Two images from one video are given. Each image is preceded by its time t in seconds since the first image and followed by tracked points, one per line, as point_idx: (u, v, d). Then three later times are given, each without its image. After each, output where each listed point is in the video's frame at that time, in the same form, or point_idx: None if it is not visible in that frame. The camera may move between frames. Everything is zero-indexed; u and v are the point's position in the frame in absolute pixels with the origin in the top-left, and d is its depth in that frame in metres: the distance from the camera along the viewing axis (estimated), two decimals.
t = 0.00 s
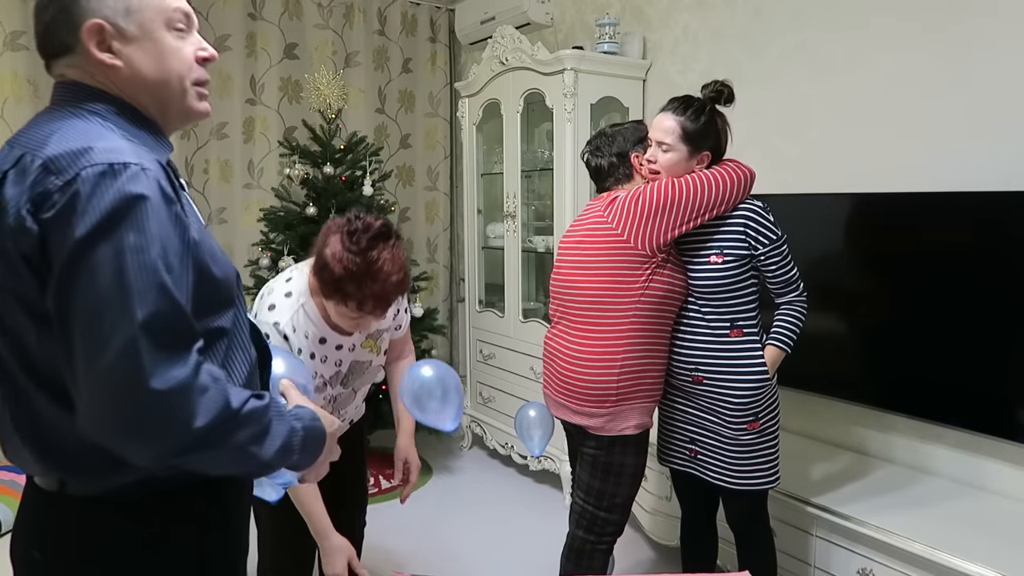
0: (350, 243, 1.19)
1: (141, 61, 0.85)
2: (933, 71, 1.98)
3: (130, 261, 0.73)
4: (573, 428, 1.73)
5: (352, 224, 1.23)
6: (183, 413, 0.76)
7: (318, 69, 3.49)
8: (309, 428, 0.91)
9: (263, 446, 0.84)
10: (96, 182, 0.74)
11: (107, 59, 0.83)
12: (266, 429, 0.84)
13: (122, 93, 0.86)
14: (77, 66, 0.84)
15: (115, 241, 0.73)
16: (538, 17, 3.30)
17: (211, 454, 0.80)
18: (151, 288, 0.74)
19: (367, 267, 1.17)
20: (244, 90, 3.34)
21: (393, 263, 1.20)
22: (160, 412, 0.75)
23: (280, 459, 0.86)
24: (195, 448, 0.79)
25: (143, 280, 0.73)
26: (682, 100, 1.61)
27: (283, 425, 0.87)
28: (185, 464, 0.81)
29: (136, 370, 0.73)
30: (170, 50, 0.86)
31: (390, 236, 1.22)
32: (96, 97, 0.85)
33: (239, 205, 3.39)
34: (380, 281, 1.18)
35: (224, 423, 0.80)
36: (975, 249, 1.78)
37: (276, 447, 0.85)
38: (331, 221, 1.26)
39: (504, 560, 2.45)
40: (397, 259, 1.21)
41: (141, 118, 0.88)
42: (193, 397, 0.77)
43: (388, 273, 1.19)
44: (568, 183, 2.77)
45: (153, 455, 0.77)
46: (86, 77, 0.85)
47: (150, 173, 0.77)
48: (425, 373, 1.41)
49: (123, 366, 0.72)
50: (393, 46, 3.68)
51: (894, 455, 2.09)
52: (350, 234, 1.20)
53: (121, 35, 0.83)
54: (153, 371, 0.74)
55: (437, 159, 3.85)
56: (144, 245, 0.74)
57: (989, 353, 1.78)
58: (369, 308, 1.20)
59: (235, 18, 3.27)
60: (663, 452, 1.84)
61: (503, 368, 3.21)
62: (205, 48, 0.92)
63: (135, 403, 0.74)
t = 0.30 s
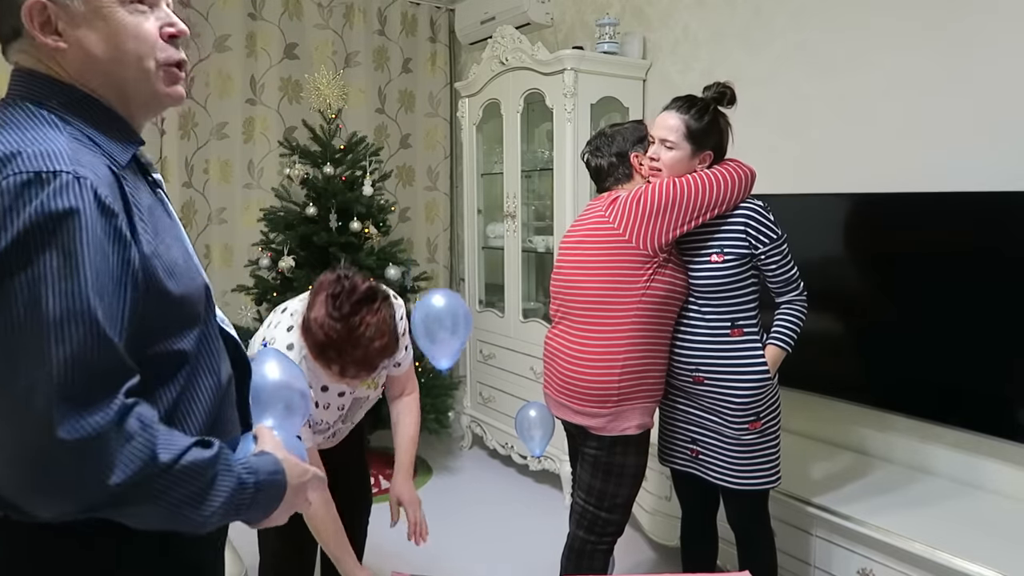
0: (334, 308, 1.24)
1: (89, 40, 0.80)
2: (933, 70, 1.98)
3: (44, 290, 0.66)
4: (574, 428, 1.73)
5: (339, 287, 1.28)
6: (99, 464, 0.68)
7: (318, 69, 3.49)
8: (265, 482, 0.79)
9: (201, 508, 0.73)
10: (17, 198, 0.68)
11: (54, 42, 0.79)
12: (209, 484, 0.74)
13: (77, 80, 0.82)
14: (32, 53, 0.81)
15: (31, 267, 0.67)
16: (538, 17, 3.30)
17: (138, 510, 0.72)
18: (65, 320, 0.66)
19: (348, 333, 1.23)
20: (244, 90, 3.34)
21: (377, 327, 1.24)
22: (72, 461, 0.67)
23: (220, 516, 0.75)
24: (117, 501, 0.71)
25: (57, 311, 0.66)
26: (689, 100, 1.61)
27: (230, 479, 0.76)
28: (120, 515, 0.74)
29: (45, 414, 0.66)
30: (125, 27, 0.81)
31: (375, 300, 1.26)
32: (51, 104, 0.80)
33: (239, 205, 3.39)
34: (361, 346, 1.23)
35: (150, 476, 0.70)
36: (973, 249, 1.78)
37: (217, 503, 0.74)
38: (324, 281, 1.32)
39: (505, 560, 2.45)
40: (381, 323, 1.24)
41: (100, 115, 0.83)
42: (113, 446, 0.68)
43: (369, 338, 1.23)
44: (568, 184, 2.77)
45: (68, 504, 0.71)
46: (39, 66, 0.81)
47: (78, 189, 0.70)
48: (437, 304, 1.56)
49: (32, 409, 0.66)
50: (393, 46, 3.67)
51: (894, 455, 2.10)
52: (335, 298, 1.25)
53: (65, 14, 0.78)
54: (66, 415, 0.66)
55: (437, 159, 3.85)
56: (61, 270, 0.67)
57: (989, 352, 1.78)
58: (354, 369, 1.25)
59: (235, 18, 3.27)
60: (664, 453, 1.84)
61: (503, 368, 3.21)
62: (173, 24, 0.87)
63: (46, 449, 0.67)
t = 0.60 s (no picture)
0: (304, 353, 1.21)
1: (146, 67, 0.80)
2: (933, 68, 1.98)
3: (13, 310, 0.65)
4: (576, 428, 1.73)
5: (312, 327, 1.25)
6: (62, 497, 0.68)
7: (318, 69, 3.49)
8: (230, 518, 0.81)
9: (165, 543, 0.75)
10: None
11: (113, 52, 0.78)
12: (173, 521, 0.76)
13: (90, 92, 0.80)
14: (65, 38, 0.77)
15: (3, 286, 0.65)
16: (538, 17, 3.30)
17: (97, 543, 0.73)
18: (40, 342, 0.65)
19: (318, 378, 1.20)
20: (244, 90, 3.34)
21: (350, 370, 1.21)
22: (33, 491, 0.67)
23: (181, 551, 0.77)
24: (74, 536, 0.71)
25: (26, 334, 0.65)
26: (694, 99, 1.60)
27: (196, 515, 0.78)
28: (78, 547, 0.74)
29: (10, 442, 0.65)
30: (176, 73, 0.83)
31: (348, 342, 1.23)
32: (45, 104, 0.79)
33: (239, 205, 3.39)
34: (333, 391, 1.20)
35: (113, 510, 0.71)
36: (970, 249, 1.79)
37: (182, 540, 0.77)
38: (300, 322, 1.30)
39: (505, 559, 2.45)
40: (352, 365, 1.21)
41: (101, 128, 0.82)
42: (79, 479, 0.69)
43: (342, 382, 1.20)
44: (568, 184, 2.77)
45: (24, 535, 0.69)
46: (65, 57, 0.78)
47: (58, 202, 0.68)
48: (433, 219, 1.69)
49: None
50: (393, 46, 3.67)
51: (894, 455, 2.10)
52: (306, 340, 1.23)
53: (138, 37, 0.78)
54: (30, 444, 0.66)
55: (437, 159, 3.84)
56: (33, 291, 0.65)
57: (989, 352, 1.78)
58: (329, 413, 1.23)
59: (235, 18, 3.27)
60: (665, 453, 1.84)
61: (503, 368, 3.21)
62: (205, 87, 0.90)
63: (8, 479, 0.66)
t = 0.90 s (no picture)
0: (273, 382, 1.12)
1: (180, 97, 0.90)
2: (934, 68, 1.98)
3: (60, 292, 0.70)
4: (576, 428, 1.73)
5: (285, 353, 1.15)
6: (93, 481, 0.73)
7: (317, 69, 3.49)
8: (219, 535, 0.88)
9: (169, 543, 0.81)
10: (38, 193, 0.71)
11: (155, 78, 0.87)
12: (178, 521, 0.82)
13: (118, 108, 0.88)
14: (109, 58, 0.85)
15: (49, 270, 0.70)
16: (538, 17, 3.30)
17: (105, 537, 0.76)
18: (85, 324, 0.71)
19: (286, 411, 1.10)
20: (244, 90, 3.34)
21: (320, 402, 1.11)
22: (66, 471, 0.71)
23: (178, 557, 0.82)
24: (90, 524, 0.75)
25: (73, 315, 0.70)
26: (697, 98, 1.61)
27: (196, 521, 0.84)
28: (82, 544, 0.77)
29: (52, 423, 0.70)
30: (198, 106, 0.93)
31: (320, 372, 1.12)
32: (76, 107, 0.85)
33: (239, 205, 3.39)
34: (303, 423, 1.11)
35: (131, 503, 0.76)
36: (964, 250, 1.80)
37: (178, 543, 0.82)
38: (276, 342, 1.20)
39: (505, 559, 2.46)
40: (323, 398, 1.11)
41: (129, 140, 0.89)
42: (108, 465, 0.74)
43: (312, 415, 1.10)
44: (568, 184, 2.77)
45: (44, 517, 0.73)
46: (104, 73, 0.86)
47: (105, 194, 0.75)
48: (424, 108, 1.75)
49: (39, 412, 0.69)
50: (393, 46, 3.68)
51: (895, 455, 2.10)
52: (275, 370, 1.12)
53: (179, 69, 0.89)
54: (72, 425, 0.71)
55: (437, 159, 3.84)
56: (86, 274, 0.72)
57: (989, 352, 1.78)
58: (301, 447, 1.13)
59: (235, 18, 3.27)
60: (665, 453, 1.84)
61: (503, 368, 3.21)
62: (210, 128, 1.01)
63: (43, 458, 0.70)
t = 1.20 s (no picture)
0: (268, 412, 1.12)
1: (165, 106, 0.99)
2: (934, 67, 1.98)
3: (95, 285, 0.83)
4: (576, 429, 1.73)
5: (279, 380, 1.15)
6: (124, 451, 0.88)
7: (317, 69, 3.49)
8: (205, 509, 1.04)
9: (174, 510, 0.96)
10: (68, 200, 0.83)
11: (143, 88, 0.96)
12: (177, 496, 0.97)
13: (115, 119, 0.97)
14: (101, 70, 0.94)
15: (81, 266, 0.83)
16: (538, 17, 3.30)
17: (122, 507, 0.91)
18: (116, 314, 0.86)
19: (284, 439, 1.11)
20: (244, 89, 3.34)
21: (316, 428, 1.11)
22: (103, 442, 0.85)
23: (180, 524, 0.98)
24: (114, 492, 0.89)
25: (106, 306, 0.84)
26: (694, 98, 1.61)
27: (189, 500, 1.00)
28: (97, 513, 0.91)
29: (95, 400, 0.84)
30: (181, 115, 1.01)
31: (313, 398, 1.12)
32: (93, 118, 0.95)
33: (239, 205, 3.38)
34: (301, 449, 1.12)
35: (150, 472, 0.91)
36: (965, 250, 1.80)
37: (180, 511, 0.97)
38: (269, 368, 1.20)
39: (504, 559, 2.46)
40: (319, 425, 1.11)
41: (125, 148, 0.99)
42: (135, 441, 0.89)
43: (310, 441, 1.11)
44: (568, 184, 2.77)
45: (77, 485, 0.87)
46: (99, 88, 0.95)
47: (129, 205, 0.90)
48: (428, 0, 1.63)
49: (81, 390, 0.83)
50: (393, 46, 3.67)
51: (894, 455, 2.10)
52: (269, 400, 1.12)
53: (166, 81, 0.97)
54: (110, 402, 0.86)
55: (438, 159, 3.84)
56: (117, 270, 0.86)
57: (988, 352, 1.78)
58: (303, 471, 1.15)
59: (235, 18, 3.27)
60: (665, 453, 1.84)
61: (503, 368, 3.21)
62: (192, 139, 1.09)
63: (84, 431, 0.84)
